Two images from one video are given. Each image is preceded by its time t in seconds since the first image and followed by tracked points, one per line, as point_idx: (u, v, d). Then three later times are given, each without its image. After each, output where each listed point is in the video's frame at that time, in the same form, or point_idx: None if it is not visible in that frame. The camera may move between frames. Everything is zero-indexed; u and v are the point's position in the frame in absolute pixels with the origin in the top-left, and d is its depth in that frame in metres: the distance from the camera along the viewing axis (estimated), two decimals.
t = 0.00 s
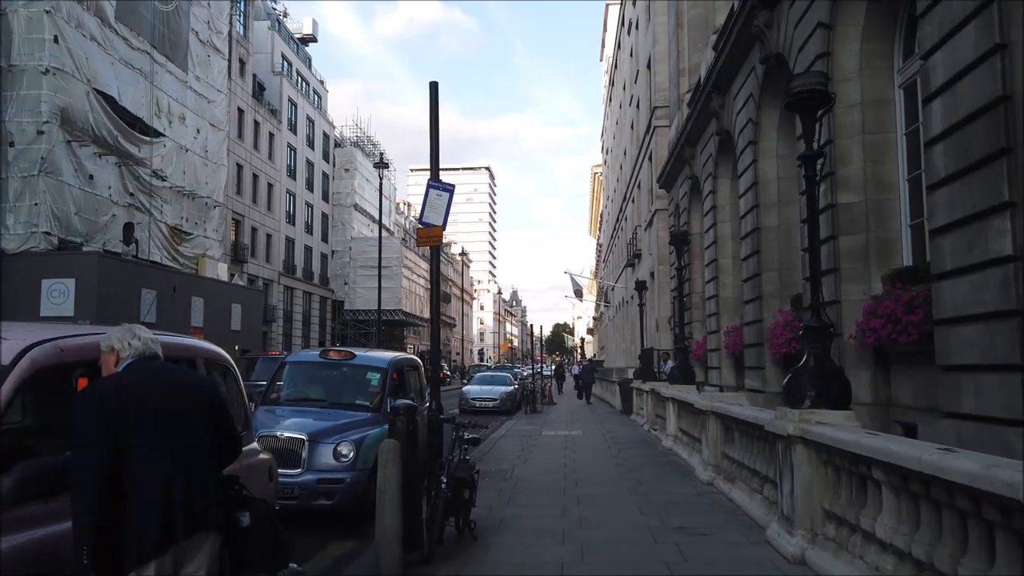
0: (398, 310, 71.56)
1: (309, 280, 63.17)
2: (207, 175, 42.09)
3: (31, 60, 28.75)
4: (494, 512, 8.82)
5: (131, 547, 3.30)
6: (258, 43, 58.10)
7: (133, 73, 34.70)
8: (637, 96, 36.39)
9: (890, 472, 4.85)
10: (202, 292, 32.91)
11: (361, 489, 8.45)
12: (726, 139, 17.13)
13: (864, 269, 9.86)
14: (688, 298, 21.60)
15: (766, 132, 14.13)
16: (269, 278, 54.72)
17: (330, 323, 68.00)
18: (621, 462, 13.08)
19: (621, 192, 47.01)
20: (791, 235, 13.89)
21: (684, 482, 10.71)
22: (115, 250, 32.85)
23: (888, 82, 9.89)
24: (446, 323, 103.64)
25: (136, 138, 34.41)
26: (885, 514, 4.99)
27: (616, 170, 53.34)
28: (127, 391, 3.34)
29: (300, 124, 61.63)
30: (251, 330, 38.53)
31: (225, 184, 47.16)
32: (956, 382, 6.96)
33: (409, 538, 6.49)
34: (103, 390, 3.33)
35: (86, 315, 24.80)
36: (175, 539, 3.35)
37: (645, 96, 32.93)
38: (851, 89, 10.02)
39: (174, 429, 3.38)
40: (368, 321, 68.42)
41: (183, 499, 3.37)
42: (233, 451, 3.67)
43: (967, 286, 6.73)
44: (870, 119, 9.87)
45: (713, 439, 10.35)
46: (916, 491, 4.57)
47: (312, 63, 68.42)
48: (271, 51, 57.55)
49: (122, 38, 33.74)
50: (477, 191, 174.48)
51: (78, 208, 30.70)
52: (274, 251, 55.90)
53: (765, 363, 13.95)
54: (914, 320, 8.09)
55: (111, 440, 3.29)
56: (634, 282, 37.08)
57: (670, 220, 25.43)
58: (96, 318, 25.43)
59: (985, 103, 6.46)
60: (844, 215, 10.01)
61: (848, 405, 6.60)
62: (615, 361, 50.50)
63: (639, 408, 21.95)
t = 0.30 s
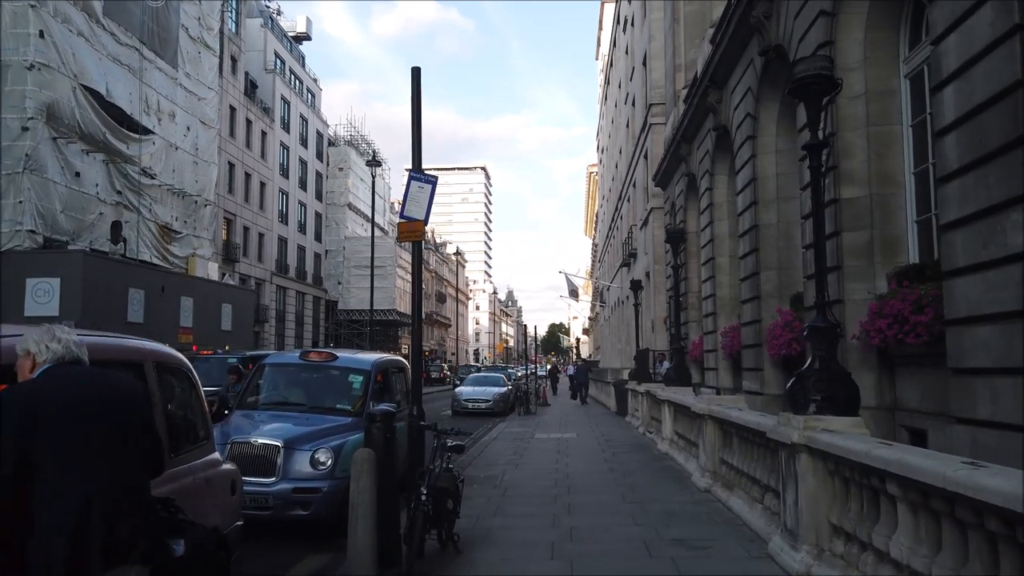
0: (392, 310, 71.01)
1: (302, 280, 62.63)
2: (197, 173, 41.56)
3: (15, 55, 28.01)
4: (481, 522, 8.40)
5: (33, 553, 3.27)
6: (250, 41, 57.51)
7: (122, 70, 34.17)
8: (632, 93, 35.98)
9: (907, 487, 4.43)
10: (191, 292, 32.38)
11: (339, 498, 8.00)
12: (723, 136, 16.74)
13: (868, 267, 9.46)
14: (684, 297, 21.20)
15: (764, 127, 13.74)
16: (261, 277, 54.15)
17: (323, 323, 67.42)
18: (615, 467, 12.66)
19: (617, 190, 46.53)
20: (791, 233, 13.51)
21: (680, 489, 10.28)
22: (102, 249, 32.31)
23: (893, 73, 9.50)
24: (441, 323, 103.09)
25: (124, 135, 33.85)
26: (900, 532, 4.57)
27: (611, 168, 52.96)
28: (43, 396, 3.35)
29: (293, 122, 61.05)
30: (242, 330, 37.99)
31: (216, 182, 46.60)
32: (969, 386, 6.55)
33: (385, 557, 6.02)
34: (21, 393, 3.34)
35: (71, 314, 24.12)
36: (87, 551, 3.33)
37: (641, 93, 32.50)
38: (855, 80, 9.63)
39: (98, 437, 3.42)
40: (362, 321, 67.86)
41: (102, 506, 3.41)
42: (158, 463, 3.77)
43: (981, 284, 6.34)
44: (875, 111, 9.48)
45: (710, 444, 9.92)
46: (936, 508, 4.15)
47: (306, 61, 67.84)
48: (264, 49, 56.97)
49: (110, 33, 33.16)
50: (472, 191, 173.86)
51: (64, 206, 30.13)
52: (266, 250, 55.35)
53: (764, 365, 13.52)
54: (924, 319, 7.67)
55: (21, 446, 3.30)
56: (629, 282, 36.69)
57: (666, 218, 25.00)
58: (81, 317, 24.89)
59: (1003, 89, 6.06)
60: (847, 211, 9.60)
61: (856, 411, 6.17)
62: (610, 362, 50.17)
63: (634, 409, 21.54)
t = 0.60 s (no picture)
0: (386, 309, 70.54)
1: (295, 280, 62.12)
2: (188, 171, 41.01)
3: None
4: (468, 530, 7.95)
5: None
6: (242, 38, 56.93)
7: (109, 65, 33.58)
8: (628, 91, 35.60)
9: (931, 499, 4.01)
10: (181, 291, 31.86)
11: (316, 507, 7.54)
12: (721, 130, 16.31)
13: (874, 262, 9.04)
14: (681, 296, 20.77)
15: (763, 119, 13.30)
16: (254, 277, 53.62)
17: (317, 323, 66.91)
18: (610, 470, 12.23)
19: (612, 189, 46.16)
20: (791, 228, 13.09)
21: (677, 494, 9.85)
22: (89, 247, 31.81)
23: (900, 59, 9.08)
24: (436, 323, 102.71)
25: (112, 131, 33.27)
26: (922, 548, 4.13)
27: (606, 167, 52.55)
28: None
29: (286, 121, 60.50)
30: (233, 329, 37.48)
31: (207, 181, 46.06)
32: (987, 387, 6.13)
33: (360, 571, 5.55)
34: None
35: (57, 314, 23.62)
36: None
37: (637, 90, 32.17)
38: (860, 66, 9.21)
39: None
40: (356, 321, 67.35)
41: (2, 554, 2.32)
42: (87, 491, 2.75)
43: (1000, 278, 5.91)
44: (881, 98, 9.06)
45: (709, 448, 9.48)
46: (966, 525, 3.71)
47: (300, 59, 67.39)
48: (256, 46, 56.48)
49: (98, 28, 32.58)
50: (468, 191, 173.53)
51: (50, 203, 29.61)
52: (259, 249, 54.84)
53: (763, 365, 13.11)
54: (936, 316, 7.25)
55: None
56: (625, 281, 36.32)
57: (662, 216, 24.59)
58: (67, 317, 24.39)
59: None
60: (852, 203, 9.20)
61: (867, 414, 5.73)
62: (605, 362, 49.82)
63: (629, 411, 21.13)
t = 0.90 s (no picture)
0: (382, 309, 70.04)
1: (290, 279, 61.61)
2: (180, 168, 40.48)
3: None
4: (454, 542, 7.49)
5: None
6: (236, 35, 56.38)
7: (99, 61, 33.01)
8: (625, 87, 35.18)
9: (964, 518, 3.56)
10: (172, 290, 31.37)
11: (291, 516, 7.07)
12: (721, 123, 15.86)
13: (882, 257, 8.59)
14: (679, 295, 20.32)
15: (764, 110, 12.84)
16: (247, 276, 53.13)
17: (312, 323, 66.44)
18: (606, 475, 11.79)
19: (609, 188, 45.81)
20: (793, 224, 12.64)
21: (675, 501, 9.40)
22: (77, 246, 31.32)
23: (910, 43, 8.63)
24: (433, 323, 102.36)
25: (102, 128, 32.71)
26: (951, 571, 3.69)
27: (603, 165, 52.19)
28: None
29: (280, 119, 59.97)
30: (226, 329, 37.00)
31: (200, 179, 45.53)
32: (1010, 390, 5.67)
33: None
34: None
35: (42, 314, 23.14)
36: None
37: (634, 86, 31.74)
38: (869, 50, 8.76)
39: None
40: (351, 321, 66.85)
41: None
42: None
43: None
44: (890, 85, 8.62)
45: (709, 452, 9.03)
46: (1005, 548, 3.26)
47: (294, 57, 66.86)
48: (250, 43, 55.98)
49: (87, 23, 32.01)
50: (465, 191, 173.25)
51: (36, 200, 29.11)
52: (253, 248, 54.34)
53: (764, 365, 12.66)
54: (950, 314, 6.80)
55: None
56: (623, 280, 35.88)
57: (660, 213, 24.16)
58: (53, 317, 23.93)
59: None
60: (858, 195, 8.77)
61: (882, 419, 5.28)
62: (603, 362, 49.44)
63: (626, 411, 20.71)
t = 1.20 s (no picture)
0: (375, 309, 69.47)
1: (283, 278, 61.02)
2: (169, 165, 39.92)
3: None
4: (435, 554, 7.02)
5: None
6: (228, 32, 55.76)
7: (85, 55, 32.41)
8: (620, 83, 34.78)
9: (998, 539, 3.12)
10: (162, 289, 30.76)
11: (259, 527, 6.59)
12: (718, 116, 15.42)
13: (888, 251, 8.17)
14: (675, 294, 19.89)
15: (763, 100, 12.41)
16: (239, 275, 52.59)
17: (305, 323, 65.97)
18: (598, 478, 11.36)
19: (604, 186, 45.45)
20: (793, 218, 12.20)
21: (670, 507, 8.96)
22: (63, 244, 30.80)
23: (918, 26, 8.21)
24: (428, 323, 101.95)
25: (89, 123, 32.13)
26: None
27: (598, 164, 51.82)
28: None
29: (273, 116, 59.42)
30: (217, 329, 36.51)
31: (190, 176, 44.92)
32: None
33: None
34: None
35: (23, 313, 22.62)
36: None
37: (629, 82, 31.31)
38: (874, 34, 8.34)
39: None
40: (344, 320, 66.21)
41: None
42: None
43: None
44: (895, 69, 8.21)
45: (706, 455, 8.58)
46: None
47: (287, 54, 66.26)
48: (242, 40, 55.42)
49: (73, 17, 31.39)
50: (461, 190, 172.73)
51: (21, 198, 28.55)
52: (244, 247, 53.77)
53: (762, 364, 12.22)
54: (963, 309, 6.35)
55: None
56: (617, 278, 35.51)
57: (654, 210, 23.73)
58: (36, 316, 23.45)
59: None
60: (862, 185, 8.35)
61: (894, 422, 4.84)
62: (598, 362, 49.07)
63: (620, 412, 20.30)
